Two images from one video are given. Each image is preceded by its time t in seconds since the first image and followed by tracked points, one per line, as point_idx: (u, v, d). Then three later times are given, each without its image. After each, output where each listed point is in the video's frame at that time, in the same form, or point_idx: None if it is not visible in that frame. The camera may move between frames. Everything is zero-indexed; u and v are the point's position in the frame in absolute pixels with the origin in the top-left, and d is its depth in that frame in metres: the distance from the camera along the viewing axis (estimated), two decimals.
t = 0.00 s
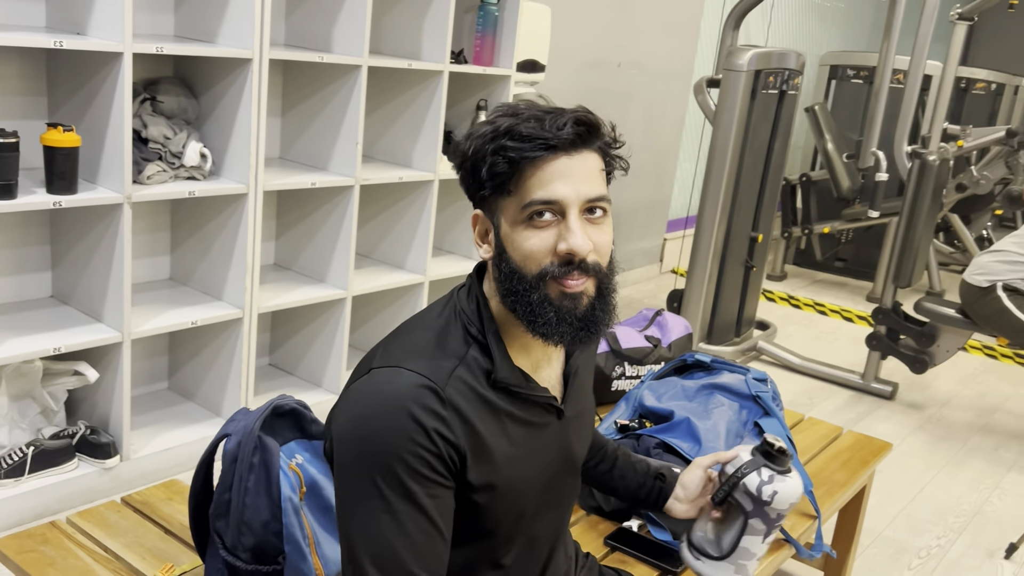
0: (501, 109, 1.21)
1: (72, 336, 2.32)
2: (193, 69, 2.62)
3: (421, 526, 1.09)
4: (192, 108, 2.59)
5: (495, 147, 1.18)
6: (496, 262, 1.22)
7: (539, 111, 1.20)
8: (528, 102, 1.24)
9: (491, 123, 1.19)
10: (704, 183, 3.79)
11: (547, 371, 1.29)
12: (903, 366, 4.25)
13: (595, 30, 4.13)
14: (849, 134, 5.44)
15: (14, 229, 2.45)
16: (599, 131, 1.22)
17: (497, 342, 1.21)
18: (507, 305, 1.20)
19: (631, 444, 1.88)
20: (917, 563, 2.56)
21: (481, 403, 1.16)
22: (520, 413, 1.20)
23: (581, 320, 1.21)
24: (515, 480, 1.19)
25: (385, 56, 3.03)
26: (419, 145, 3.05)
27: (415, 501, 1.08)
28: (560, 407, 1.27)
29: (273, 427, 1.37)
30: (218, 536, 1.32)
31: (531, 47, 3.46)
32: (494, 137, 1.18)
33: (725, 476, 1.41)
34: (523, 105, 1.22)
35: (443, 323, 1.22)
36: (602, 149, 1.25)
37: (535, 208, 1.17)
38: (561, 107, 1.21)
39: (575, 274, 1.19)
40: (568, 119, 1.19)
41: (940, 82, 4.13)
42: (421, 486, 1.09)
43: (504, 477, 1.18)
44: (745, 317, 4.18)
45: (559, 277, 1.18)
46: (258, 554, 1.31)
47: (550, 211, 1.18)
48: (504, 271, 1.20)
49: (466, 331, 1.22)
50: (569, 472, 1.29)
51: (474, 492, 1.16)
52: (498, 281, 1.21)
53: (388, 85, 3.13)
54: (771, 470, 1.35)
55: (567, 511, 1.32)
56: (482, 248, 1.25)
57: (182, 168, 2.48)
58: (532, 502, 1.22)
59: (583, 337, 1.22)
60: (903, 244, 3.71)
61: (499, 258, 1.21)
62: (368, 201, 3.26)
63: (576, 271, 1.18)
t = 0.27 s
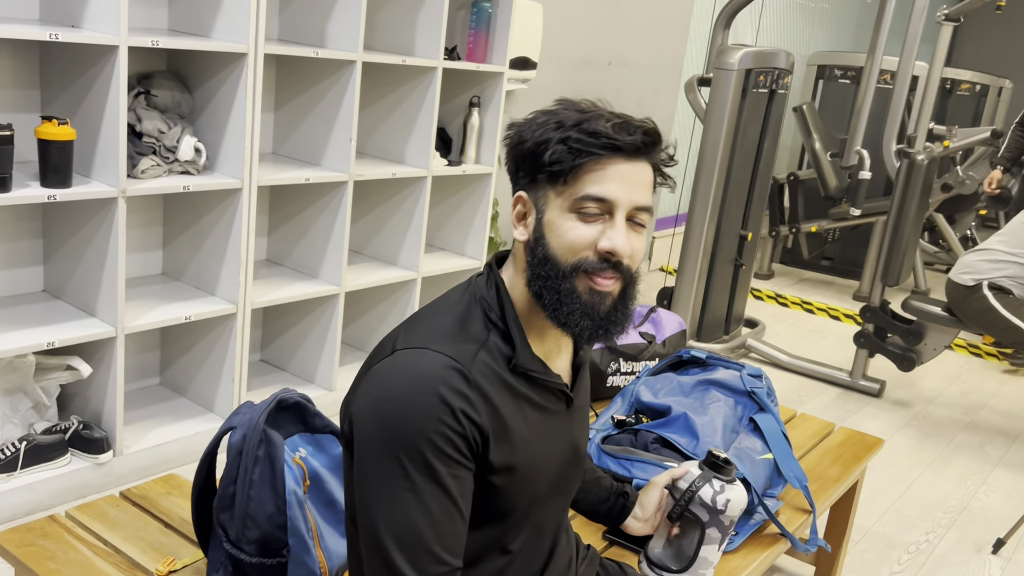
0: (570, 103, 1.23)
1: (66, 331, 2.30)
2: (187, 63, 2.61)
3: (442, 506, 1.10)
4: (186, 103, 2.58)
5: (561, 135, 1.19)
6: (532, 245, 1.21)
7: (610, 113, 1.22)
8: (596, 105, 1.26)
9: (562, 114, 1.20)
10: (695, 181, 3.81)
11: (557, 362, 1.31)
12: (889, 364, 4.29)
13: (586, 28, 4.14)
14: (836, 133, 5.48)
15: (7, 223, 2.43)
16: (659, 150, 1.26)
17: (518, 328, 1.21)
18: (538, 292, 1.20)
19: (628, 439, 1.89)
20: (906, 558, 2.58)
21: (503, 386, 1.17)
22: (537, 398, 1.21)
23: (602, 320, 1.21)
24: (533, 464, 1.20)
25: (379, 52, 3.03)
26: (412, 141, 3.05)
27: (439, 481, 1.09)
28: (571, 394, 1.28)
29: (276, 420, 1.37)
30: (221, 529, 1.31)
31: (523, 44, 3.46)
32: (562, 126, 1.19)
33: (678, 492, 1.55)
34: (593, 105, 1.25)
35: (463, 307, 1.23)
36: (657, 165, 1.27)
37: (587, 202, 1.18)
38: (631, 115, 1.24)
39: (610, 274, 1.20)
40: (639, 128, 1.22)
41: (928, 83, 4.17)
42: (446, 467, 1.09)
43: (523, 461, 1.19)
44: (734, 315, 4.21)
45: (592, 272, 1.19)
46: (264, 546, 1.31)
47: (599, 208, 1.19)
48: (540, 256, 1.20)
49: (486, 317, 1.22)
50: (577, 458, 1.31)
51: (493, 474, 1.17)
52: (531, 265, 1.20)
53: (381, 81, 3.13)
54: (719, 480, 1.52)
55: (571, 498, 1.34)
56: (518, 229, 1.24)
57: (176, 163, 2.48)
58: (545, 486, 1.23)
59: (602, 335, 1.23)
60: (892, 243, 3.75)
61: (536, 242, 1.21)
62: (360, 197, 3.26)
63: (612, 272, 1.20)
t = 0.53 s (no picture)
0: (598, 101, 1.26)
1: (60, 326, 2.29)
2: (181, 57, 2.59)
3: (456, 495, 1.10)
4: (180, 97, 2.57)
5: (591, 123, 1.21)
6: (548, 229, 1.21)
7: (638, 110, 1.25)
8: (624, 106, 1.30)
9: (592, 107, 1.23)
10: (687, 178, 3.82)
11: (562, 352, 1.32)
12: (879, 360, 4.32)
13: (578, 24, 4.14)
14: (825, 131, 5.51)
15: None
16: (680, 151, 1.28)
17: (529, 319, 1.21)
18: (555, 275, 1.20)
19: (627, 435, 1.88)
20: (899, 553, 2.60)
21: (515, 376, 1.17)
22: (546, 388, 1.21)
23: (614, 308, 1.21)
24: (543, 453, 1.20)
25: (373, 47, 3.02)
26: (406, 136, 3.05)
27: (453, 470, 1.09)
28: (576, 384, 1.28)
29: (280, 415, 1.37)
30: (224, 525, 1.31)
31: (517, 39, 3.45)
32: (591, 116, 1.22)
33: (652, 499, 1.54)
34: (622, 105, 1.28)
35: (473, 297, 1.23)
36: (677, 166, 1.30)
37: (611, 185, 1.19)
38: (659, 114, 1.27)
39: (626, 259, 1.20)
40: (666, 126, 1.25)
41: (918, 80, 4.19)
42: (461, 455, 1.09)
43: (533, 450, 1.19)
44: (725, 311, 4.22)
45: (608, 257, 1.19)
46: (268, 542, 1.31)
47: (621, 194, 1.20)
48: (558, 238, 1.20)
49: (496, 308, 1.22)
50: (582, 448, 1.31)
51: (504, 463, 1.17)
52: (547, 247, 1.21)
53: (375, 76, 3.12)
54: (687, 478, 1.51)
55: (576, 490, 1.34)
56: (536, 215, 1.24)
57: (170, 157, 2.46)
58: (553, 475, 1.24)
59: (613, 323, 1.23)
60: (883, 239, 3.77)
61: (553, 225, 1.21)
62: (353, 192, 3.25)
63: (628, 257, 1.20)
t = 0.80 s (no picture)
0: (567, 86, 1.25)
1: (50, 322, 2.28)
2: (171, 52, 2.58)
3: (443, 486, 1.09)
4: (171, 92, 2.56)
5: (562, 111, 1.21)
6: (531, 221, 1.22)
7: (608, 92, 1.24)
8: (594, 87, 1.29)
9: (562, 92, 1.22)
10: (679, 173, 3.82)
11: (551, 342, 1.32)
12: (869, 355, 4.34)
13: (570, 20, 4.14)
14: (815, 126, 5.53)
15: None
16: (655, 130, 1.28)
17: (515, 310, 1.21)
18: (539, 266, 1.20)
19: (620, 429, 1.88)
20: (889, 545, 2.62)
21: (501, 367, 1.17)
22: (534, 379, 1.21)
23: (602, 294, 1.22)
24: (532, 444, 1.20)
25: (364, 41, 3.01)
26: (398, 132, 3.04)
27: (439, 463, 1.09)
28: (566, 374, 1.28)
29: (274, 410, 1.36)
30: (219, 519, 1.31)
31: (508, 34, 3.45)
32: (563, 104, 1.21)
33: (646, 492, 1.55)
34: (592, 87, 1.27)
35: (460, 290, 1.22)
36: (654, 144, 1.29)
37: (588, 173, 1.19)
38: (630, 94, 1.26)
39: (609, 244, 1.20)
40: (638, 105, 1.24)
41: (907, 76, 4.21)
42: (446, 447, 1.09)
43: (521, 441, 1.18)
44: (716, 306, 4.23)
45: (591, 245, 1.20)
46: (262, 537, 1.31)
47: (599, 180, 1.20)
48: (540, 230, 1.20)
49: (483, 300, 1.22)
50: (573, 439, 1.31)
51: (492, 454, 1.16)
52: (530, 239, 1.21)
53: (367, 71, 3.11)
54: (682, 472, 1.52)
55: (567, 482, 1.34)
56: (517, 208, 1.24)
57: (161, 152, 2.45)
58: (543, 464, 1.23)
59: (601, 310, 1.24)
60: (873, 234, 3.79)
61: (535, 217, 1.21)
62: (345, 187, 3.24)
63: (611, 242, 1.20)
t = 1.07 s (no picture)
0: (541, 76, 1.22)
1: (39, 316, 2.26)
2: (160, 45, 2.57)
3: (426, 481, 1.09)
4: (160, 85, 2.54)
5: (537, 105, 1.18)
6: (512, 218, 1.21)
7: (583, 82, 1.22)
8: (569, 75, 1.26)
9: (534, 85, 1.20)
10: (669, 166, 3.82)
11: (537, 334, 1.31)
12: (859, 346, 4.35)
13: (560, 12, 4.14)
14: (805, 119, 5.53)
15: None
16: (633, 115, 1.26)
17: (498, 303, 1.20)
18: (521, 262, 1.20)
19: (613, 420, 1.88)
20: (880, 536, 2.63)
21: (485, 361, 1.16)
22: (519, 372, 1.20)
23: (586, 286, 1.22)
24: (516, 438, 1.19)
25: (354, 34, 3.00)
26: (388, 124, 3.04)
27: (422, 458, 1.09)
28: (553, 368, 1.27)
29: (266, 403, 1.36)
30: (211, 513, 1.31)
31: (499, 27, 3.44)
32: (536, 97, 1.19)
33: (638, 483, 1.55)
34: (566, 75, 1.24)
35: (444, 283, 1.21)
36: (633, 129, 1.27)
37: (566, 169, 1.18)
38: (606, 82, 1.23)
39: (591, 239, 1.20)
40: (614, 93, 1.21)
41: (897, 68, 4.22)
42: (429, 442, 1.09)
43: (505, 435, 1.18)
44: (707, 298, 4.24)
45: (573, 240, 1.20)
46: (253, 530, 1.30)
47: (578, 174, 1.19)
48: (521, 227, 1.20)
49: (467, 293, 1.22)
50: (559, 430, 1.31)
51: (475, 448, 1.16)
52: (512, 236, 1.20)
53: (356, 63, 3.10)
54: (674, 462, 1.52)
55: (554, 473, 1.33)
56: (497, 204, 1.24)
57: (150, 145, 2.43)
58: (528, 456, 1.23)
59: (585, 303, 1.24)
60: (863, 226, 3.80)
61: (515, 215, 1.21)
62: (335, 180, 3.23)
63: (593, 237, 1.20)
